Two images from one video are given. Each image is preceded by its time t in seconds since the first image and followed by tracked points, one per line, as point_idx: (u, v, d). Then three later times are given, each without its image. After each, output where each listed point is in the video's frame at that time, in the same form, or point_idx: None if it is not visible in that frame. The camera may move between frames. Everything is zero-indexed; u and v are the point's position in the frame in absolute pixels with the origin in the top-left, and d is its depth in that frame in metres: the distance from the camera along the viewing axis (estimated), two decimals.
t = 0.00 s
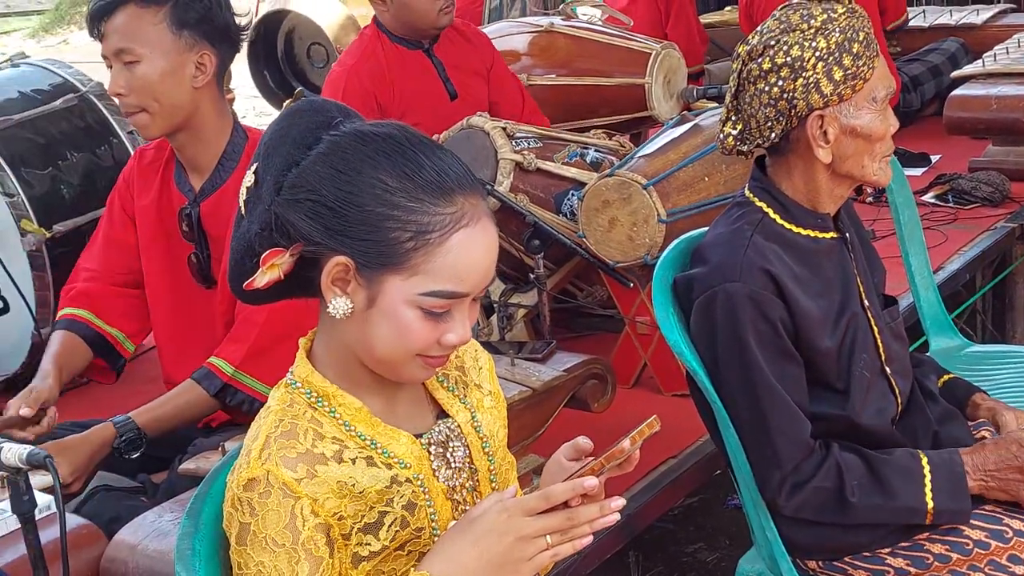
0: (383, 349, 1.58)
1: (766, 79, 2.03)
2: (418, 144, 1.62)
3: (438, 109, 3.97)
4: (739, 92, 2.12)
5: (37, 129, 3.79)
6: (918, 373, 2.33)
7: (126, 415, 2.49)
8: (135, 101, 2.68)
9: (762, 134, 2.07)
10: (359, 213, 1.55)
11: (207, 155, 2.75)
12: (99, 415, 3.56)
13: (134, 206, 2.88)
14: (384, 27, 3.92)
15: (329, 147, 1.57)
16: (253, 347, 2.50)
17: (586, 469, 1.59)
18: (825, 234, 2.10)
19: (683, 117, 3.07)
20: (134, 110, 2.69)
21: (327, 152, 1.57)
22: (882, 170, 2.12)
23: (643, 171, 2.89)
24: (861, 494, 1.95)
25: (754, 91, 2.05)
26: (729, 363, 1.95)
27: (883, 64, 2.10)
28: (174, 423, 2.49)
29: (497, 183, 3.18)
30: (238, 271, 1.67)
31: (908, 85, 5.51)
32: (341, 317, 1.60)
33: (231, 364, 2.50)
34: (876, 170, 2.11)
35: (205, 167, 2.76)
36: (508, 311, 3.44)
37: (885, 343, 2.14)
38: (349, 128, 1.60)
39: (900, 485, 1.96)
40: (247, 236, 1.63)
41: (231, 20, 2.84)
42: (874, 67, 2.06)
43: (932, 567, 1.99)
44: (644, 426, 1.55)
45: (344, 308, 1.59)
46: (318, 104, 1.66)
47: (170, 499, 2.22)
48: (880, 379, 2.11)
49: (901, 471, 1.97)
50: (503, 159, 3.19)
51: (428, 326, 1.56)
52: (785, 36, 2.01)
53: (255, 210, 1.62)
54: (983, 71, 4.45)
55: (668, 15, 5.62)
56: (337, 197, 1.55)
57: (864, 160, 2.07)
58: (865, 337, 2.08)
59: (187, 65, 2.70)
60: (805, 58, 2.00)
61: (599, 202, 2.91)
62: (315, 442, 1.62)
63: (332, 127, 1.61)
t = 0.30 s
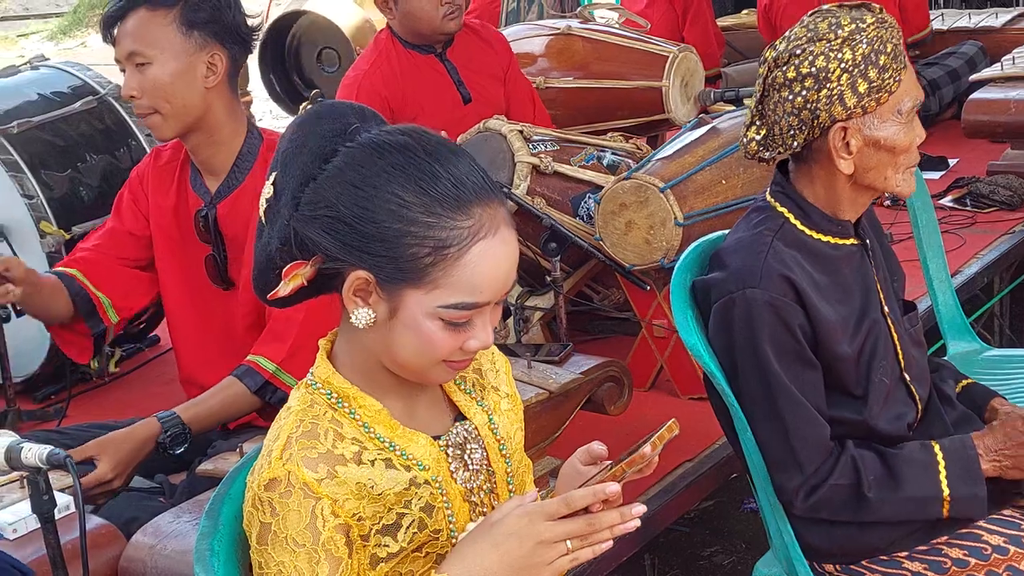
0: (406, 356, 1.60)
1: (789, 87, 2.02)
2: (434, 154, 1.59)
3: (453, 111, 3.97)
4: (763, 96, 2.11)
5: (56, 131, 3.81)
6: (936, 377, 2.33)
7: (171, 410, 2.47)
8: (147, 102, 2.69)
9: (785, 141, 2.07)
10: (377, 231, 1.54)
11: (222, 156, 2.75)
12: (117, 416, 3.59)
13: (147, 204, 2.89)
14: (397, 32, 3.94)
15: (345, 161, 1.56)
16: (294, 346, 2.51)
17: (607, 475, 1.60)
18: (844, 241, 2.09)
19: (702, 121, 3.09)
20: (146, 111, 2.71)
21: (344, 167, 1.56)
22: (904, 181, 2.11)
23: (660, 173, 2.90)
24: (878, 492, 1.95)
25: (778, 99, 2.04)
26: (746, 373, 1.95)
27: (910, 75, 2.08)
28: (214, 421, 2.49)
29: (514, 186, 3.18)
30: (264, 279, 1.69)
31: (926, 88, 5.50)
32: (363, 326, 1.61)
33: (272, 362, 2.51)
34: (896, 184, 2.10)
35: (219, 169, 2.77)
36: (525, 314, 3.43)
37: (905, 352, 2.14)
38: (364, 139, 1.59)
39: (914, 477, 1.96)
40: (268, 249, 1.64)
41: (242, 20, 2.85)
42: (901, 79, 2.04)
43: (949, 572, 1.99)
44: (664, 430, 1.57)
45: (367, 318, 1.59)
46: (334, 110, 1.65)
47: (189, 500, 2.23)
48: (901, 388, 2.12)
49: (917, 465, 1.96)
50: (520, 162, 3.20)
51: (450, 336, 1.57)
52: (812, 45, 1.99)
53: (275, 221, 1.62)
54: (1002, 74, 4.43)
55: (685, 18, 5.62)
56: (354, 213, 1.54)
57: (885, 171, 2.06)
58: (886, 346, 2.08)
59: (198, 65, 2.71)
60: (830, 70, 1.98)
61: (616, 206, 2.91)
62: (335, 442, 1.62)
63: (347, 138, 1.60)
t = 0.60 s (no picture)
0: (421, 354, 1.60)
1: (809, 99, 2.01)
2: (459, 151, 1.62)
3: (469, 111, 3.98)
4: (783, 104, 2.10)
5: (73, 131, 3.84)
6: (951, 380, 2.32)
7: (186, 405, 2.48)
8: (154, 108, 2.71)
9: (803, 151, 2.07)
10: (402, 221, 1.55)
11: (230, 154, 2.77)
12: (132, 415, 3.60)
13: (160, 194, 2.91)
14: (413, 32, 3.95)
15: (371, 152, 1.58)
16: (306, 337, 2.49)
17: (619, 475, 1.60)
18: (861, 247, 2.08)
19: (716, 122, 3.08)
20: (154, 116, 2.72)
21: (370, 158, 1.57)
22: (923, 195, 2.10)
23: (675, 175, 2.90)
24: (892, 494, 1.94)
25: (798, 108, 2.04)
26: (759, 370, 1.94)
27: (933, 92, 2.08)
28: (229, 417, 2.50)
29: (528, 187, 3.20)
30: (279, 274, 1.69)
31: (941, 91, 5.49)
32: (380, 319, 1.60)
33: (285, 353, 2.50)
34: (911, 198, 2.09)
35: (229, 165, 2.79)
36: (538, 315, 3.44)
37: (923, 357, 2.14)
38: (390, 133, 1.61)
39: (925, 482, 1.95)
40: (287, 238, 1.64)
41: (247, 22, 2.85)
42: (923, 95, 2.04)
43: None
44: (677, 432, 1.55)
45: (384, 311, 1.59)
46: (359, 106, 1.67)
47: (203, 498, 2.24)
48: (917, 393, 2.12)
49: (930, 469, 1.96)
50: (534, 163, 3.21)
51: (467, 332, 1.58)
52: (836, 57, 1.98)
53: (297, 211, 1.63)
54: (1017, 76, 4.42)
55: (699, 20, 5.62)
56: (380, 203, 1.55)
57: (902, 186, 2.06)
58: (903, 353, 2.07)
59: (204, 70, 2.71)
60: (853, 84, 1.98)
61: (631, 206, 2.91)
62: (348, 443, 1.63)
63: (373, 131, 1.62)
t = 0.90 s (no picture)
0: (438, 358, 1.60)
1: (830, 101, 2.00)
2: (464, 151, 1.61)
3: (485, 110, 3.99)
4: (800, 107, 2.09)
5: (90, 131, 3.85)
6: (968, 382, 2.32)
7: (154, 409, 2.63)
8: (168, 142, 2.73)
9: (823, 153, 2.05)
10: (415, 227, 1.55)
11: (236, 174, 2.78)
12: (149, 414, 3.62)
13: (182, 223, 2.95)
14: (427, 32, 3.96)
15: (378, 160, 1.57)
16: (283, 352, 2.53)
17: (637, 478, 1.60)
18: (876, 250, 2.09)
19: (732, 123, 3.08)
20: (168, 150, 2.75)
21: (378, 166, 1.57)
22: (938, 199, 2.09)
23: (690, 176, 2.89)
24: (907, 501, 1.94)
25: (817, 110, 2.02)
26: (774, 374, 1.94)
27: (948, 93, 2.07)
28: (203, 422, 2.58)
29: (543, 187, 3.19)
30: (290, 288, 1.69)
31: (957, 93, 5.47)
32: (397, 326, 1.62)
33: (260, 369, 2.55)
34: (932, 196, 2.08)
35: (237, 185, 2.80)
36: (553, 316, 3.41)
37: (937, 359, 2.13)
38: (394, 138, 1.60)
39: (941, 490, 1.95)
40: (300, 249, 1.63)
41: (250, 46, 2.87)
42: (941, 96, 2.03)
43: None
44: (695, 434, 1.55)
45: (401, 318, 1.60)
46: (358, 110, 1.66)
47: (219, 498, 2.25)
48: (932, 396, 2.11)
49: (947, 478, 1.96)
50: (550, 164, 3.21)
51: (484, 332, 1.58)
52: (856, 58, 1.97)
53: (306, 223, 1.62)
54: None
55: (714, 21, 5.61)
56: (391, 211, 1.55)
57: (922, 185, 2.05)
58: (918, 354, 2.07)
59: (216, 101, 2.74)
60: (875, 84, 1.97)
61: (645, 208, 2.92)
62: (365, 445, 1.64)
63: (377, 137, 1.61)
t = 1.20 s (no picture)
0: (455, 360, 1.61)
1: (886, 91, 1.96)
2: (472, 156, 1.60)
3: (497, 113, 4.00)
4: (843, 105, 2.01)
5: (108, 131, 3.86)
6: (984, 383, 2.31)
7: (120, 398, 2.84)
8: (204, 161, 2.77)
9: (880, 148, 2.00)
10: (422, 236, 1.55)
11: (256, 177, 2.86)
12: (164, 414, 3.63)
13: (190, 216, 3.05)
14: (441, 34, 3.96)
15: (385, 169, 1.57)
16: (256, 346, 2.66)
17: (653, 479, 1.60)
18: (901, 246, 2.08)
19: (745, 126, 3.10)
20: (204, 168, 2.79)
21: (385, 175, 1.57)
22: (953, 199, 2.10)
23: (706, 177, 2.90)
24: (923, 505, 1.94)
25: (867, 106, 1.98)
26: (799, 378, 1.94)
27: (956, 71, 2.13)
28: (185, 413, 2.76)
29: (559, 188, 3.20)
30: (309, 291, 1.71)
31: (972, 95, 5.45)
32: (411, 331, 1.62)
33: (231, 363, 2.70)
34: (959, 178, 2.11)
35: (257, 190, 2.88)
36: (568, 317, 3.41)
37: (950, 356, 2.13)
38: (402, 145, 1.60)
39: (959, 496, 1.95)
40: (313, 258, 1.66)
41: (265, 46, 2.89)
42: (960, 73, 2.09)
43: None
44: (711, 435, 1.55)
45: (414, 323, 1.60)
46: (369, 116, 1.65)
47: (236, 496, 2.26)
48: (945, 392, 2.10)
49: (965, 484, 1.95)
50: (565, 164, 3.21)
51: (496, 336, 1.58)
52: (900, 48, 1.96)
53: (318, 232, 1.64)
54: None
55: (729, 23, 5.59)
56: (398, 221, 1.55)
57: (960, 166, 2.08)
58: (933, 353, 2.06)
59: (249, 116, 2.81)
60: (924, 69, 1.97)
61: (661, 209, 2.91)
62: (381, 444, 1.63)
63: (385, 144, 1.61)
